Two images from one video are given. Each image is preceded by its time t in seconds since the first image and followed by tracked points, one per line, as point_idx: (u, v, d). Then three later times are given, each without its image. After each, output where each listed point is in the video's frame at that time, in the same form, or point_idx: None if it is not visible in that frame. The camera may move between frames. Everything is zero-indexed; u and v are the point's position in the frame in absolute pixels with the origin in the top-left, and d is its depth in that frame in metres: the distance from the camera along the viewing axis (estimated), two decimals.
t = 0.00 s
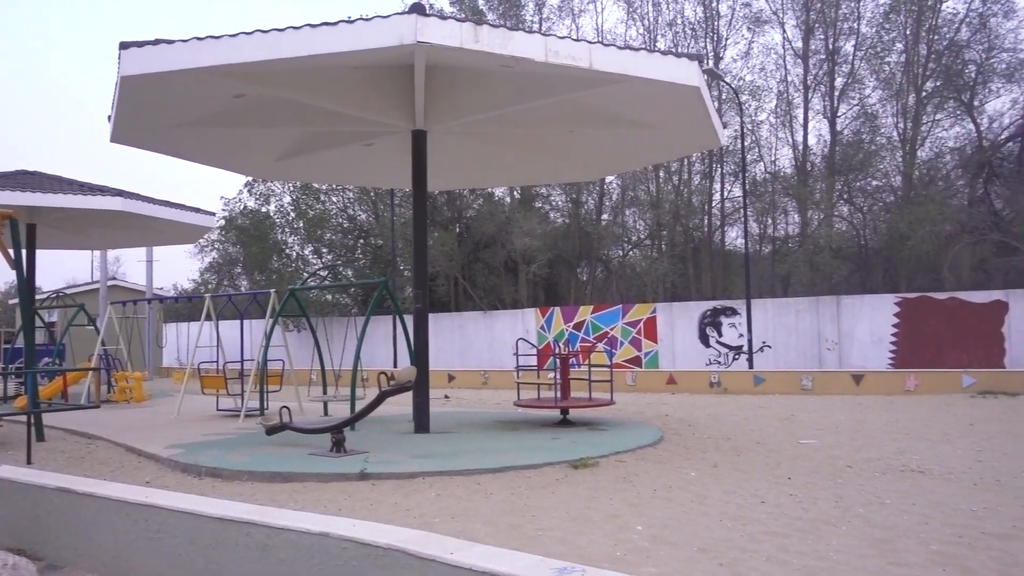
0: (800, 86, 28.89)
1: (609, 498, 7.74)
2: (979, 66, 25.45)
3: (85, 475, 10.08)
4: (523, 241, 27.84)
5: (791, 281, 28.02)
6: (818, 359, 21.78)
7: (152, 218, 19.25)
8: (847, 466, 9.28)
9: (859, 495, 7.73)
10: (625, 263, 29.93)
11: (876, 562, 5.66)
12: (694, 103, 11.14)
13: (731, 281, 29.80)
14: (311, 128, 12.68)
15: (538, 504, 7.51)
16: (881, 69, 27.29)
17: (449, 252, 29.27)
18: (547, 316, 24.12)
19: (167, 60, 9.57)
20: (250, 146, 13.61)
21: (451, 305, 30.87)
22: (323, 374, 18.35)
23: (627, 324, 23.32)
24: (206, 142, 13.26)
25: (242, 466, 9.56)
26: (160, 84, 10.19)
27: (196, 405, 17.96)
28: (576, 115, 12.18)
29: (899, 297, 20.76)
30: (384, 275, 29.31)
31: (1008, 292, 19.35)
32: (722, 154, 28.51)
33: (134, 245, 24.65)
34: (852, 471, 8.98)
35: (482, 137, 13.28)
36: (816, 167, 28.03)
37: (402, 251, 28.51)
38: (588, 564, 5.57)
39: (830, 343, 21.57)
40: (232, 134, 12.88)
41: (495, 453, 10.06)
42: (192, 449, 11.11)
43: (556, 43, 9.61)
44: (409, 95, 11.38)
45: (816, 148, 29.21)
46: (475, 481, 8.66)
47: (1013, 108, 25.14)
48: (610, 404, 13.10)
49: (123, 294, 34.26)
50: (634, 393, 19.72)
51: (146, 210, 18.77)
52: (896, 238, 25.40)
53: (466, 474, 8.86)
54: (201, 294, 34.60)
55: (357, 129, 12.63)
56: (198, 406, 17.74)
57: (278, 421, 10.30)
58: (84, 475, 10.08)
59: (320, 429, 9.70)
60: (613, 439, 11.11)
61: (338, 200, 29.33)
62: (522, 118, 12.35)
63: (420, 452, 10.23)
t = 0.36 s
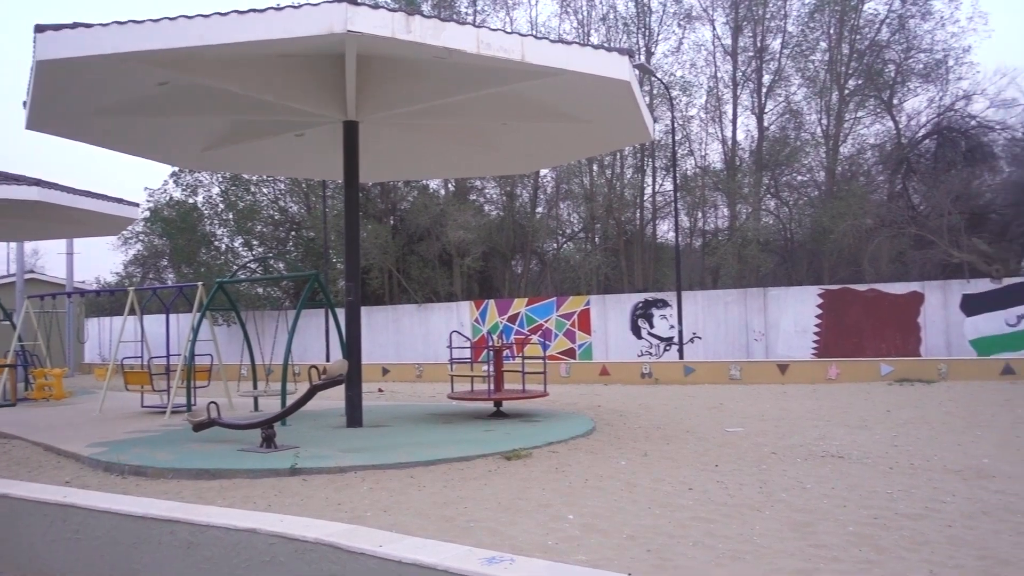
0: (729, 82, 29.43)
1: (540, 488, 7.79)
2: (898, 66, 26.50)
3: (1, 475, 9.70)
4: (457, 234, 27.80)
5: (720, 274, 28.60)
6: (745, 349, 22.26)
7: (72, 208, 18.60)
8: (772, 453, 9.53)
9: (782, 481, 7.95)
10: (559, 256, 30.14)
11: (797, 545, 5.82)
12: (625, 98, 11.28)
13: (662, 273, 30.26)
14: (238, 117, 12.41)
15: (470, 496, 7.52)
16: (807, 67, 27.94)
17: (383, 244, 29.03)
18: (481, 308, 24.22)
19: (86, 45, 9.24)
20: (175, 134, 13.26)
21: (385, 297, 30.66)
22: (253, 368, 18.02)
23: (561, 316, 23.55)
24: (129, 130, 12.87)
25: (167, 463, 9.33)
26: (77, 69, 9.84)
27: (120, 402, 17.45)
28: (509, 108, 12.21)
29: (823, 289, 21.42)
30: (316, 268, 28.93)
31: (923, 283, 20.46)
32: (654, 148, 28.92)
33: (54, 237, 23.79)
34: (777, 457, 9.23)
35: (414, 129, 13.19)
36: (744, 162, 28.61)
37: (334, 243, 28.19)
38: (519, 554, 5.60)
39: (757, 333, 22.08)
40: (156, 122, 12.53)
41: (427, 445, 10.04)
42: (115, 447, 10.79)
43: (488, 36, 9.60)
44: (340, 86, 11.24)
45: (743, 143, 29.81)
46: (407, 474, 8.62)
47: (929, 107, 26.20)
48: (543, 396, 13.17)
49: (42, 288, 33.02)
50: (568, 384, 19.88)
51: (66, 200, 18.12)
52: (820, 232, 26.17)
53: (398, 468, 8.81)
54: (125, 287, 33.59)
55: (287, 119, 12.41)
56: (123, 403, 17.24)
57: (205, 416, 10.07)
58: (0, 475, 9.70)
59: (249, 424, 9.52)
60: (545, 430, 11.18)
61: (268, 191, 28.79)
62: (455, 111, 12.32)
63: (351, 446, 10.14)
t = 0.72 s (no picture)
0: (653, 79, 29.84)
1: (466, 482, 7.78)
2: (815, 66, 27.37)
3: None
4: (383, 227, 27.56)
5: (645, 268, 29.05)
6: (670, 342, 22.65)
7: None
8: (693, 443, 9.73)
9: (702, 470, 8.13)
10: (487, 250, 30.13)
11: (716, 531, 5.97)
12: (551, 92, 11.32)
13: (589, 268, 30.56)
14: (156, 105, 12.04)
15: (395, 491, 7.46)
16: (728, 66, 28.44)
17: (308, 238, 28.55)
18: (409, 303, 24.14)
19: None
20: (87, 122, 12.77)
21: (311, 292, 30.18)
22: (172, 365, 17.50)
23: (489, 310, 23.60)
24: (38, 117, 12.36)
25: (79, 463, 8.97)
26: None
27: (29, 402, 16.72)
28: (435, 101, 12.14)
29: (744, 283, 22.00)
30: (238, 262, 28.30)
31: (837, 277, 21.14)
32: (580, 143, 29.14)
33: None
34: (698, 447, 9.43)
35: (339, 120, 13.00)
36: (668, 158, 29.06)
37: (257, 236, 27.60)
38: (443, 547, 5.60)
39: (681, 326, 22.48)
40: (67, 109, 12.06)
41: (352, 441, 9.92)
42: (24, 448, 10.34)
43: (413, 27, 9.54)
44: (261, 75, 10.98)
45: (667, 139, 30.31)
46: (331, 470, 8.50)
47: (843, 107, 27.11)
48: (470, 389, 13.13)
49: None
50: (495, 378, 19.89)
51: None
52: (741, 227, 26.81)
53: (322, 464, 8.68)
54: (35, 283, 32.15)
55: (206, 108, 12.09)
56: (32, 403, 16.52)
57: (120, 415, 9.72)
58: None
59: (166, 422, 9.24)
60: (472, 423, 11.17)
61: (187, 182, 27.99)
62: (381, 102, 12.19)
63: (273, 442, 9.95)
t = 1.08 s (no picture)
0: (575, 76, 30.09)
1: (385, 478, 7.72)
2: (731, 67, 28.10)
3: None
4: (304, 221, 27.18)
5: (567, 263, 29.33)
6: (591, 336, 22.90)
7: None
8: (612, 435, 9.88)
9: (620, 462, 8.26)
10: (410, 245, 29.92)
11: (633, 521, 6.06)
12: (473, 87, 11.31)
13: (511, 263, 30.70)
14: (61, 91, 11.53)
15: (312, 489, 7.35)
16: (647, 65, 28.79)
17: (224, 231, 27.86)
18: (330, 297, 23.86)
19: None
20: None
21: (227, 288, 29.45)
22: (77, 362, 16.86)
23: (411, 305, 23.49)
24: None
25: None
26: None
27: None
28: (356, 93, 11.99)
29: (662, 278, 22.32)
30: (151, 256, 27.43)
31: (751, 273, 21.73)
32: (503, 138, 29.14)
33: None
34: (616, 439, 9.58)
35: (256, 110, 12.70)
36: (589, 154, 29.26)
37: (171, 229, 26.80)
38: (361, 544, 5.53)
39: (602, 321, 22.74)
40: None
41: (270, 439, 9.72)
42: None
43: (332, 17, 9.37)
44: (175, 62, 10.64)
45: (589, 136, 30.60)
46: (247, 469, 8.31)
47: (758, 108, 27.83)
48: (391, 384, 13.04)
49: None
50: (417, 373, 19.78)
51: None
52: (660, 223, 27.29)
53: (237, 463, 8.49)
54: None
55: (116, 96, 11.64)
56: None
57: (21, 415, 9.31)
58: None
59: (71, 422, 8.89)
60: (393, 420, 11.07)
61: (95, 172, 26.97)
62: (300, 93, 11.97)
63: (187, 442, 9.68)
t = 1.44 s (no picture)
0: (490, 72, 30.09)
1: (294, 476, 7.58)
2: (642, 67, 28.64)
3: None
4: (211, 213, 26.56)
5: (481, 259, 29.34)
6: (505, 331, 22.97)
7: None
8: (524, 429, 9.95)
9: (531, 455, 8.32)
10: (322, 239, 29.42)
11: (543, 513, 6.12)
12: (386, 80, 11.19)
13: (425, 257, 30.54)
14: None
15: (218, 489, 7.16)
16: (561, 62, 28.92)
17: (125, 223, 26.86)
18: (238, 293, 23.29)
19: None
20: None
21: (130, 282, 28.40)
22: None
23: (323, 300, 23.14)
24: None
25: None
26: None
27: None
28: (265, 83, 11.71)
29: (575, 273, 22.61)
30: (46, 249, 26.23)
31: (661, 268, 22.21)
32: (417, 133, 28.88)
33: None
34: (528, 433, 9.65)
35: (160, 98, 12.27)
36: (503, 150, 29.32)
37: (68, 221, 25.68)
38: (268, 544, 5.42)
39: (516, 316, 22.84)
40: None
41: (173, 438, 9.41)
42: None
43: (238, 4, 9.06)
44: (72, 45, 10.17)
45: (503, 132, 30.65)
46: (149, 470, 8.04)
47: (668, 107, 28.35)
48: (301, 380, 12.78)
49: None
50: (329, 370, 19.47)
51: None
52: (574, 219, 27.58)
53: (138, 464, 8.20)
54: None
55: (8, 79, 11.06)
56: None
57: None
58: None
59: None
60: (303, 417, 10.87)
61: None
62: (207, 82, 11.62)
63: (84, 443, 9.29)
